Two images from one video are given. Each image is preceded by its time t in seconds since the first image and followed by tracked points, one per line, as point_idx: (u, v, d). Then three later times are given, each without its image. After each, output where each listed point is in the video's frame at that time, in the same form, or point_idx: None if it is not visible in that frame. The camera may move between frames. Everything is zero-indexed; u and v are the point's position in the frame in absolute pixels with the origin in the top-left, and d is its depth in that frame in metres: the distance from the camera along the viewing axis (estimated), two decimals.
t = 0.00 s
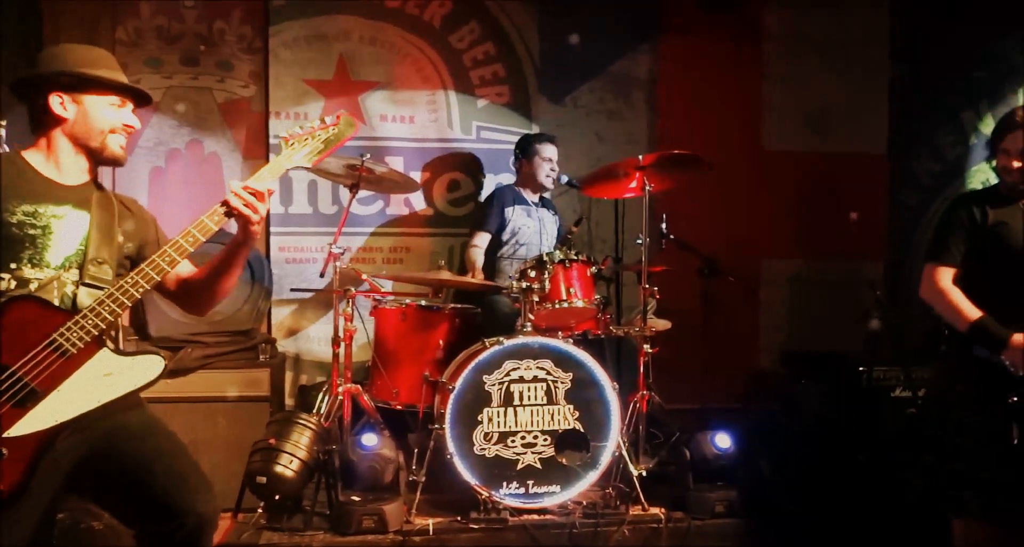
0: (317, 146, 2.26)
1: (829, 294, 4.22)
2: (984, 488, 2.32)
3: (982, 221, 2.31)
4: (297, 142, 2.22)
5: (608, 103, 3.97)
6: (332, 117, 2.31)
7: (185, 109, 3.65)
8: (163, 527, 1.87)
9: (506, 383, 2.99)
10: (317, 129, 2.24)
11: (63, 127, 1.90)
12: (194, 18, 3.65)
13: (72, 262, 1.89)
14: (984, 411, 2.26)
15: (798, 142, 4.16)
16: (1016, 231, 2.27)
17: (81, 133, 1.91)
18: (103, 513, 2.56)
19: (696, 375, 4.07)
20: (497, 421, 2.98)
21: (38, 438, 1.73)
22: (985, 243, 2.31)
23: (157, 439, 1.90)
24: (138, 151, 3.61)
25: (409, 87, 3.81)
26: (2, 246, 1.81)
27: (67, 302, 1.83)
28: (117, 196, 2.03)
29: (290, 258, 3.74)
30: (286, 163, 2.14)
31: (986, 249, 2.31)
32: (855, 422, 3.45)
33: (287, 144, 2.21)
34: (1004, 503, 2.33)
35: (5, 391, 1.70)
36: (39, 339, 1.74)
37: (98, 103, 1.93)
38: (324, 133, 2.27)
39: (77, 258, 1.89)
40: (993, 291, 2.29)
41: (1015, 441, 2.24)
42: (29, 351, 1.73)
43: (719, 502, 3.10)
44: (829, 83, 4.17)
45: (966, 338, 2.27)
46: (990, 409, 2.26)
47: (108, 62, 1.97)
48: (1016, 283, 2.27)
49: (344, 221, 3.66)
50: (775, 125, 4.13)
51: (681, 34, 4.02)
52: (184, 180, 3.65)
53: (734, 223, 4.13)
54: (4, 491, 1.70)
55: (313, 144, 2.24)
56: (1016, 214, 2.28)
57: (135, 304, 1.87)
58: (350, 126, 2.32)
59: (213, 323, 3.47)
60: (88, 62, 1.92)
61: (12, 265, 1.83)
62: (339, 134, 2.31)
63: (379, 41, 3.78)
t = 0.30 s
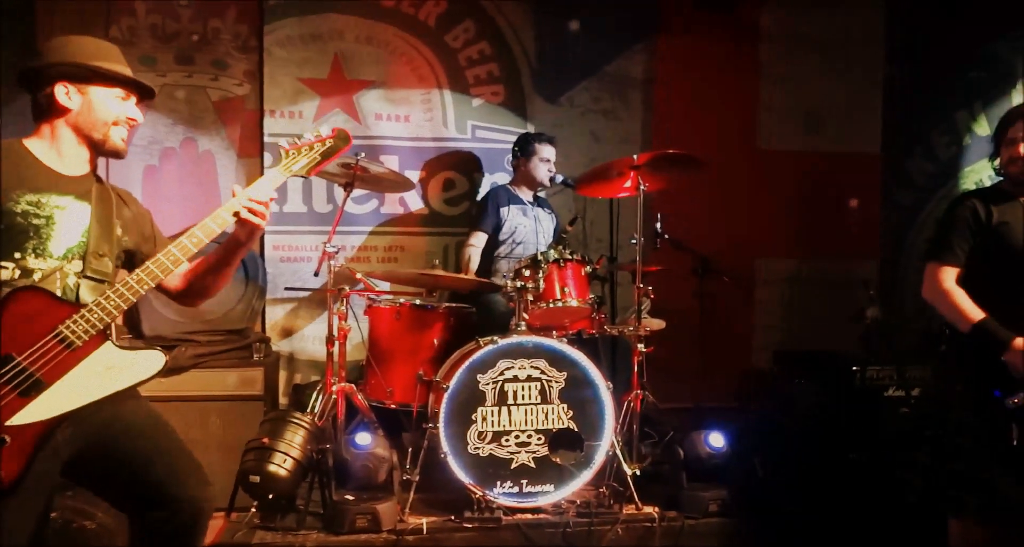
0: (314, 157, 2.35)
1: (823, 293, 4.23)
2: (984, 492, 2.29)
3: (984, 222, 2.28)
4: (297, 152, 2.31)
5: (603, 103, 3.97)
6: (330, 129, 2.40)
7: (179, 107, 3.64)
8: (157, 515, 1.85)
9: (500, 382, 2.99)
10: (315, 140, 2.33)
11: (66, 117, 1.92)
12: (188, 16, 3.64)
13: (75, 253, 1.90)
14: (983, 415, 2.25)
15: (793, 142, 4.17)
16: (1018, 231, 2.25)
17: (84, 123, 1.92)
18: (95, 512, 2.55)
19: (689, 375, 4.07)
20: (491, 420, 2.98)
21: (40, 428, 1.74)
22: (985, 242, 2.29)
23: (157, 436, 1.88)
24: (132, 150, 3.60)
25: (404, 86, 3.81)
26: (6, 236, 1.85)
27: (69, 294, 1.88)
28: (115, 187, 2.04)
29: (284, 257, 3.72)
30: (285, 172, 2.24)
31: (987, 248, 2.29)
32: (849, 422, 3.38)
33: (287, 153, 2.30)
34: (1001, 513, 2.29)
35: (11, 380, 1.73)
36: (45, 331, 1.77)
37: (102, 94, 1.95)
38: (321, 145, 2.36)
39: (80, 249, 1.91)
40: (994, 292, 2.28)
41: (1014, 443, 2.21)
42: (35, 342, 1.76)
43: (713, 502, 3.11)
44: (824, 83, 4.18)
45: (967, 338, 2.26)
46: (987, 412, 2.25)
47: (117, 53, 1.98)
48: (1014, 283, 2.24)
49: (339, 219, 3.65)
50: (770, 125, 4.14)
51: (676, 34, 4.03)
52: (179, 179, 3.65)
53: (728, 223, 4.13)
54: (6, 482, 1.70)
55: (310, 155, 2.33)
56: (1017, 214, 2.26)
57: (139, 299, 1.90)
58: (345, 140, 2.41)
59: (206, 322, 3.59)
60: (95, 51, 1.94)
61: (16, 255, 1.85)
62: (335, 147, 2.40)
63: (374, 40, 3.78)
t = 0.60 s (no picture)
0: (311, 171, 2.33)
1: (813, 293, 4.24)
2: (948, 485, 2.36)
3: (974, 224, 2.25)
4: (295, 166, 2.30)
5: (592, 103, 3.97)
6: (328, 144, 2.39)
7: (169, 107, 3.63)
8: (141, 512, 1.83)
9: (490, 383, 2.98)
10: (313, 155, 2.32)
11: (66, 108, 1.89)
12: (176, 16, 3.62)
13: (70, 247, 1.88)
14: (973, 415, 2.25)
15: (782, 142, 4.18)
16: (1009, 231, 2.23)
17: (83, 116, 1.89)
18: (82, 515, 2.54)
19: (679, 375, 4.08)
20: (481, 421, 2.98)
21: (28, 424, 1.75)
22: (975, 243, 2.27)
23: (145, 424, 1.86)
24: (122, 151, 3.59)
25: (393, 86, 3.80)
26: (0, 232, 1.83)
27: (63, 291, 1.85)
28: (113, 174, 2.02)
29: (274, 258, 3.72)
30: (282, 185, 2.24)
31: (977, 249, 2.27)
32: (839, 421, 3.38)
33: (284, 167, 2.29)
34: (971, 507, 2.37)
35: (2, 376, 1.74)
36: (38, 329, 1.77)
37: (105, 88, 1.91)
38: (318, 160, 2.35)
39: (75, 244, 1.89)
40: (984, 292, 2.27)
41: (1005, 443, 2.21)
42: (29, 340, 1.76)
43: (701, 501, 3.11)
44: (813, 84, 4.19)
45: (956, 339, 2.26)
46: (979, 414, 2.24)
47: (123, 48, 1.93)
48: (1005, 284, 2.24)
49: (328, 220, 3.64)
50: (759, 125, 4.15)
51: (666, 34, 4.03)
52: (168, 179, 3.63)
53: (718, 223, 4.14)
54: None
55: (308, 169, 2.32)
56: (1008, 215, 2.25)
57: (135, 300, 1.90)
58: (341, 155, 2.38)
59: (193, 324, 3.49)
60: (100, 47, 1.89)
61: (11, 250, 1.84)
62: (333, 161, 2.38)
63: (363, 40, 3.77)
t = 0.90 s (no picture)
0: (298, 163, 2.31)
1: (796, 292, 4.26)
2: (949, 486, 2.30)
3: (951, 220, 2.28)
4: (281, 159, 2.27)
5: (577, 103, 3.98)
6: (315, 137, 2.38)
7: (151, 108, 3.61)
8: (127, 520, 1.83)
9: (475, 383, 2.98)
10: (301, 147, 2.30)
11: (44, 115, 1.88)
12: (159, 16, 3.60)
13: (49, 250, 1.86)
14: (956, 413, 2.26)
15: (766, 142, 4.20)
16: (986, 231, 2.24)
17: (58, 123, 1.87)
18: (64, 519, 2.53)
19: (664, 374, 4.09)
20: (466, 421, 2.97)
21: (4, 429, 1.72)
22: (954, 240, 2.28)
23: (128, 428, 1.85)
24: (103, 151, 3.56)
25: (378, 86, 3.79)
26: None
27: (42, 294, 1.83)
28: (97, 176, 2.01)
29: (258, 260, 3.70)
30: (269, 178, 2.20)
31: (954, 248, 2.29)
32: (825, 419, 3.43)
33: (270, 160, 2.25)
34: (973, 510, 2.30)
35: None
36: (13, 333, 1.73)
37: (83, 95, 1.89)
38: (306, 152, 2.33)
39: (54, 246, 1.87)
40: (965, 290, 2.29)
41: (985, 440, 2.22)
42: (4, 344, 1.72)
43: (686, 501, 3.13)
44: (796, 84, 4.21)
45: (938, 337, 2.27)
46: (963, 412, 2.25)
47: (105, 56, 1.91)
48: (982, 284, 2.25)
49: (313, 221, 3.63)
50: (743, 125, 4.17)
51: (650, 34, 4.04)
52: (150, 180, 3.61)
53: (702, 222, 4.15)
54: None
55: (295, 161, 2.28)
56: (987, 215, 2.26)
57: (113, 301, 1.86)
58: (331, 148, 2.41)
59: (176, 326, 3.51)
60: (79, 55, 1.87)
61: None
62: (319, 154, 2.38)
63: (347, 40, 3.76)
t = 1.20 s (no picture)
0: (292, 171, 2.33)
1: (773, 292, 4.30)
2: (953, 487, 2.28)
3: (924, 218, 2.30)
4: (275, 166, 2.29)
5: (556, 103, 3.99)
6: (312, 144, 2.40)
7: (127, 106, 3.57)
8: (98, 529, 1.80)
9: (454, 384, 2.98)
10: (296, 154, 2.32)
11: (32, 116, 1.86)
12: (134, 13, 3.56)
13: (28, 251, 1.83)
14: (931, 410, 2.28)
15: (743, 142, 4.23)
16: (958, 229, 2.26)
17: (46, 125, 1.85)
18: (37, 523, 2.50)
19: (643, 373, 4.11)
20: (445, 422, 2.97)
21: None
22: (927, 238, 2.31)
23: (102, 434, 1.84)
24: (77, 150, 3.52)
25: (356, 85, 3.78)
26: None
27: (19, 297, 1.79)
28: (83, 179, 2.00)
29: (234, 260, 3.66)
30: (262, 186, 2.22)
31: (927, 247, 2.31)
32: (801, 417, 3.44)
33: (265, 168, 2.28)
34: (964, 503, 2.26)
35: None
36: None
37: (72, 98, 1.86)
38: (302, 159, 2.35)
39: (34, 248, 1.84)
40: (938, 289, 2.31)
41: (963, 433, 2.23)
42: None
43: (665, 500, 3.15)
44: (773, 84, 4.25)
45: (912, 335, 2.28)
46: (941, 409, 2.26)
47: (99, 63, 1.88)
48: (955, 281, 2.28)
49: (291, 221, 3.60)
50: (721, 126, 4.20)
51: (628, 35, 4.06)
52: (125, 180, 3.57)
53: (680, 222, 4.17)
54: None
55: (288, 168, 2.31)
56: (960, 213, 2.27)
57: (93, 308, 1.86)
58: (326, 155, 2.42)
59: (152, 327, 3.58)
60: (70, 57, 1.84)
61: None
62: (315, 161, 2.40)
63: (325, 39, 3.74)
